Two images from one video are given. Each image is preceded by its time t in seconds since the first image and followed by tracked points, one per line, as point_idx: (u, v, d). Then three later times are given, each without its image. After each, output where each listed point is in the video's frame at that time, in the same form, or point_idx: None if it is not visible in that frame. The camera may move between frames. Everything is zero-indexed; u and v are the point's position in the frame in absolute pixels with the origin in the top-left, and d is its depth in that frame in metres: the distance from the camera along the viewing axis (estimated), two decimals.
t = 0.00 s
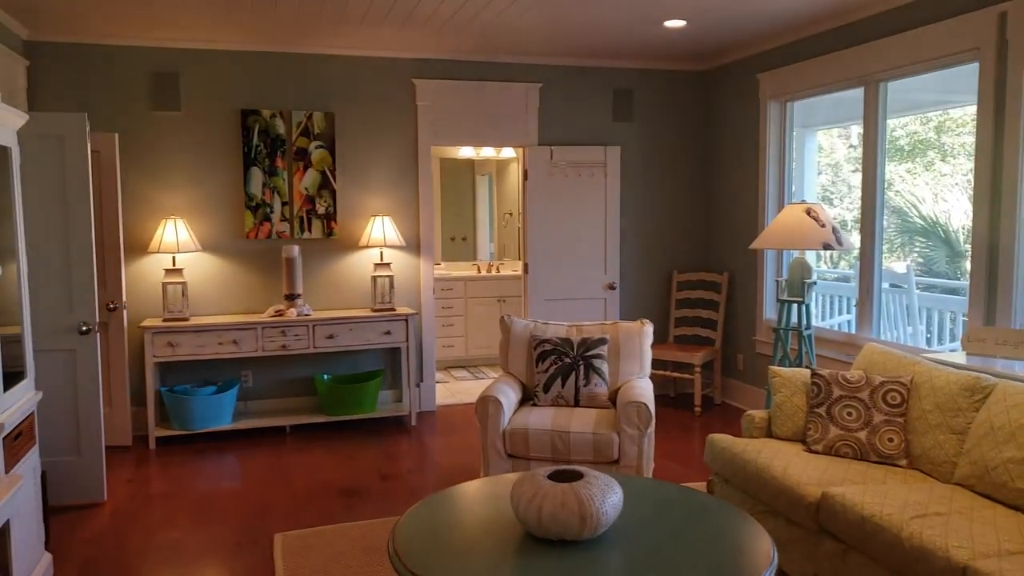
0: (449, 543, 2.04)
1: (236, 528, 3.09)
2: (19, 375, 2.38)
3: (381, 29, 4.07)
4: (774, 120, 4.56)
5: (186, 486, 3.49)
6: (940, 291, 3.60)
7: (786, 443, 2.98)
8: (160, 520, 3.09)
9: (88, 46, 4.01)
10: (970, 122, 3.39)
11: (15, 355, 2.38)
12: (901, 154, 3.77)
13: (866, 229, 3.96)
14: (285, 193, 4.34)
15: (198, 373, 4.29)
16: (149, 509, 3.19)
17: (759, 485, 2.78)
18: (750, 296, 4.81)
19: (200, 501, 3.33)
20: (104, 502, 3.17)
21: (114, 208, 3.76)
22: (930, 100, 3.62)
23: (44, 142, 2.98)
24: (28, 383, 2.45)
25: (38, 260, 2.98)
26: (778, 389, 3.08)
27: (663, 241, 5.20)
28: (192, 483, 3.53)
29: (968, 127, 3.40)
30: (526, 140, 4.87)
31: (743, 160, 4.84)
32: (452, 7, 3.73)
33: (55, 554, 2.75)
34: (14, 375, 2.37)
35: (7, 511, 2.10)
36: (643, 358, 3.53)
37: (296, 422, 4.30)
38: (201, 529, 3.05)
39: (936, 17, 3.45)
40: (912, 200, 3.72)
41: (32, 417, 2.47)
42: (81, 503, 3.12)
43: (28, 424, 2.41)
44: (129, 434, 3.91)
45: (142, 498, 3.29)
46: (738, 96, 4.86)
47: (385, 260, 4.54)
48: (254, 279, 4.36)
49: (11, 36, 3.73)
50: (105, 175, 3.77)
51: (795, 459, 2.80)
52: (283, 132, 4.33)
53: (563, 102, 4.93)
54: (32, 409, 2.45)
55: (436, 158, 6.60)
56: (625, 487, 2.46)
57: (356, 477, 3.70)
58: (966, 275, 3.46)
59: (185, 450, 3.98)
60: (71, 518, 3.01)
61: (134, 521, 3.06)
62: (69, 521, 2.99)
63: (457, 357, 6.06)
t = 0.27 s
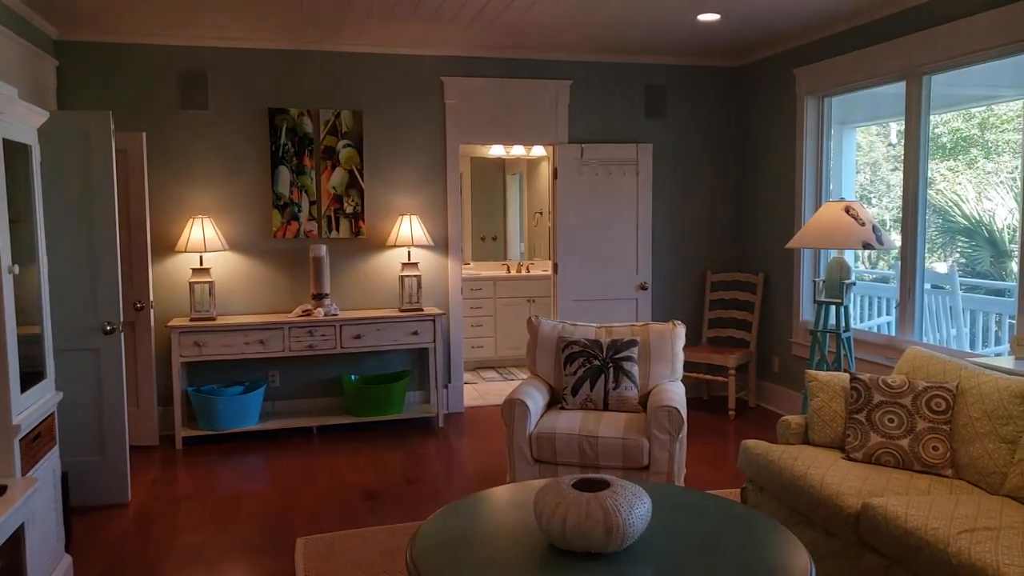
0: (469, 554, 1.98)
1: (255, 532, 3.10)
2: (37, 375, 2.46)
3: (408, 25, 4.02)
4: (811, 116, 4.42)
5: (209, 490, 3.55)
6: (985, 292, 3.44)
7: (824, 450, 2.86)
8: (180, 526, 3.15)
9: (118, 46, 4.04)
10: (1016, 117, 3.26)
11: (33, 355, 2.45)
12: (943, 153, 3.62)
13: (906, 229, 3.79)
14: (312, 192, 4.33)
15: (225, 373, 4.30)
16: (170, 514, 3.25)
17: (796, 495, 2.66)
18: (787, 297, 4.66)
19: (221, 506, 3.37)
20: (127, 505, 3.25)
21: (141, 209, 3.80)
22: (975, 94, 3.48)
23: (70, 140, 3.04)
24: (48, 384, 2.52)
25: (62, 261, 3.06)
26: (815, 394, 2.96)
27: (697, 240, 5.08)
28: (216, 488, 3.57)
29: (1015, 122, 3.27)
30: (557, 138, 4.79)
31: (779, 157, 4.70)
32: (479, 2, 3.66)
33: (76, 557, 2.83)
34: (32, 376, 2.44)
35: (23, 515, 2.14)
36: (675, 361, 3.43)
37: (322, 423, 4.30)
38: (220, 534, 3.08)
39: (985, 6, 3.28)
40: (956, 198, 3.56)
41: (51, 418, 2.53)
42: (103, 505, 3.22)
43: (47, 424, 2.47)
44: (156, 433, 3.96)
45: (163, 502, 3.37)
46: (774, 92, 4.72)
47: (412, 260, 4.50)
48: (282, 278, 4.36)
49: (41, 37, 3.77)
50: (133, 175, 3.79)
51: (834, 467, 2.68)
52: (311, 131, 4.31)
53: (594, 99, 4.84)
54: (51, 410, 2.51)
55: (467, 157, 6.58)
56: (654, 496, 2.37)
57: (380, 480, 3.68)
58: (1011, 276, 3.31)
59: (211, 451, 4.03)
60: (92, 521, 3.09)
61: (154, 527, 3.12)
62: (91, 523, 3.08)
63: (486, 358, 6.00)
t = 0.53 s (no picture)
0: (479, 563, 1.91)
1: (266, 535, 3.08)
2: (46, 376, 2.47)
3: (424, 23, 3.97)
4: (837, 114, 4.30)
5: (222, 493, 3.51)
6: (1018, 295, 3.31)
7: (849, 457, 2.76)
8: (191, 527, 3.14)
9: (135, 46, 4.05)
10: None
11: (42, 356, 2.46)
12: (975, 151, 3.48)
13: (937, 229, 3.66)
14: (329, 192, 4.30)
15: (241, 374, 4.30)
16: (181, 515, 3.25)
17: (819, 503, 2.57)
18: (812, 299, 4.54)
19: (233, 508, 3.35)
20: (139, 505, 3.25)
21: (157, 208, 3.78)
22: (1007, 89, 3.33)
23: (84, 138, 3.04)
24: (58, 384, 2.54)
25: (74, 262, 3.07)
26: (840, 399, 2.86)
27: (719, 240, 4.97)
28: (229, 489, 3.56)
29: None
30: (575, 136, 4.72)
31: (803, 156, 4.58)
32: None
33: (86, 557, 2.83)
34: (42, 376, 2.46)
35: (27, 518, 2.16)
36: (696, 365, 3.34)
37: (338, 425, 4.28)
38: (230, 536, 3.06)
39: None
40: (989, 199, 3.43)
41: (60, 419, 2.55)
42: (116, 505, 3.22)
43: (56, 426, 2.49)
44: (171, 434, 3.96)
45: (175, 503, 3.37)
46: (799, 88, 4.61)
47: (429, 261, 4.46)
48: (298, 279, 4.33)
49: (58, 36, 3.79)
50: (148, 174, 3.79)
51: (858, 475, 2.58)
52: (327, 130, 4.28)
53: (614, 97, 4.76)
54: (61, 411, 2.54)
55: (486, 157, 6.51)
56: (669, 504, 2.29)
57: (395, 482, 3.63)
58: None
59: (226, 453, 4.03)
60: (102, 522, 3.09)
61: (165, 528, 3.12)
62: (103, 523, 3.09)
63: (505, 359, 5.94)
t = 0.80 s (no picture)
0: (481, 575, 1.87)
1: (277, 539, 3.07)
2: (55, 377, 2.47)
3: (440, 22, 3.95)
4: (863, 112, 4.19)
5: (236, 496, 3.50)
6: None
7: (871, 468, 2.66)
8: (203, 529, 3.15)
9: (154, 49, 4.08)
10: None
11: (52, 358, 2.47)
12: (1011, 150, 3.34)
13: (968, 231, 3.55)
14: (345, 194, 4.31)
15: (258, 375, 4.31)
16: (194, 517, 3.25)
17: (839, 517, 2.48)
18: (837, 302, 4.43)
19: (246, 511, 3.35)
20: (153, 506, 3.26)
21: (174, 210, 3.80)
22: None
23: (97, 142, 3.06)
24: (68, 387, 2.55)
25: (90, 264, 3.09)
26: (862, 408, 2.76)
27: (741, 242, 4.87)
28: (243, 492, 3.56)
29: None
30: (594, 137, 4.66)
31: (829, 155, 4.47)
32: None
33: (97, 559, 2.84)
34: (51, 378, 2.46)
35: (33, 520, 2.17)
36: (714, 371, 3.26)
37: (353, 428, 4.27)
38: (241, 540, 3.06)
39: None
40: None
41: (70, 421, 2.56)
42: (131, 506, 3.24)
43: (65, 428, 2.50)
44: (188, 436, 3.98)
45: (189, 505, 3.37)
46: (823, 86, 4.50)
47: (444, 263, 4.46)
48: (314, 281, 4.34)
49: (78, 41, 3.83)
50: (165, 176, 3.81)
51: (881, 488, 2.48)
52: (343, 132, 4.29)
53: (633, 96, 4.69)
54: (71, 413, 2.54)
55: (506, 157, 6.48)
56: (680, 516, 2.22)
57: (408, 487, 3.60)
58: None
59: (242, 454, 4.03)
60: (117, 523, 3.10)
61: (178, 529, 3.12)
62: (116, 524, 3.10)
63: (523, 362, 5.90)
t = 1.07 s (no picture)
0: None
1: (298, 543, 3.06)
2: (78, 379, 2.46)
3: (467, 23, 3.91)
4: (906, 110, 4.01)
5: (261, 499, 3.50)
6: None
7: (909, 486, 2.53)
8: (225, 531, 3.15)
9: (184, 53, 4.12)
10: None
11: (77, 360, 2.48)
12: None
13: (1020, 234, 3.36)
14: (371, 198, 4.33)
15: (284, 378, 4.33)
16: (217, 519, 3.26)
17: (873, 538, 2.35)
18: (877, 309, 4.27)
19: (269, 514, 3.35)
20: (177, 508, 3.28)
21: (202, 213, 3.83)
22: None
23: (126, 147, 3.09)
24: (91, 388, 2.53)
25: (117, 267, 3.13)
26: (900, 422, 2.63)
27: (777, 247, 4.73)
28: (268, 494, 3.56)
29: None
30: (624, 138, 4.57)
31: (869, 156, 4.30)
32: None
33: (119, 559, 2.86)
34: (75, 380, 2.45)
35: (51, 522, 2.14)
36: (743, 382, 3.15)
37: (378, 431, 4.26)
38: (262, 543, 3.05)
39: None
40: None
41: (93, 423, 2.54)
42: (157, 507, 3.26)
43: (88, 429, 2.48)
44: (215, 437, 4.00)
45: (213, 506, 3.38)
46: (862, 85, 4.34)
47: (469, 266, 4.45)
48: (340, 285, 4.35)
49: (112, 47, 3.89)
50: (194, 180, 3.85)
51: (919, 508, 2.35)
52: (370, 135, 4.30)
53: (664, 96, 4.59)
54: (94, 415, 2.53)
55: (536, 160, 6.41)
56: (701, 533, 2.14)
57: (431, 495, 3.56)
58: None
59: (267, 457, 4.04)
60: (142, 525, 3.11)
61: (200, 531, 3.13)
62: (140, 524, 3.12)
63: (552, 366, 5.85)
